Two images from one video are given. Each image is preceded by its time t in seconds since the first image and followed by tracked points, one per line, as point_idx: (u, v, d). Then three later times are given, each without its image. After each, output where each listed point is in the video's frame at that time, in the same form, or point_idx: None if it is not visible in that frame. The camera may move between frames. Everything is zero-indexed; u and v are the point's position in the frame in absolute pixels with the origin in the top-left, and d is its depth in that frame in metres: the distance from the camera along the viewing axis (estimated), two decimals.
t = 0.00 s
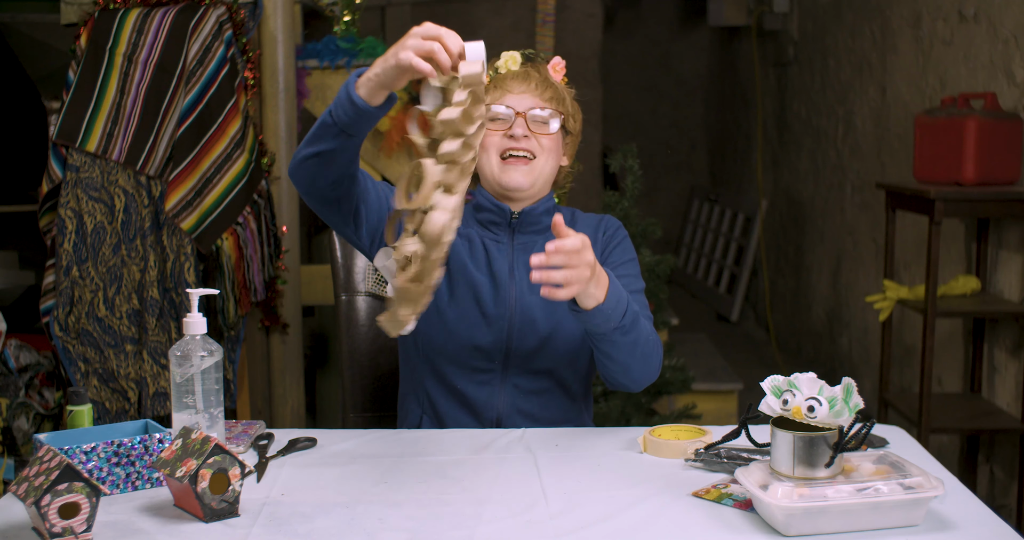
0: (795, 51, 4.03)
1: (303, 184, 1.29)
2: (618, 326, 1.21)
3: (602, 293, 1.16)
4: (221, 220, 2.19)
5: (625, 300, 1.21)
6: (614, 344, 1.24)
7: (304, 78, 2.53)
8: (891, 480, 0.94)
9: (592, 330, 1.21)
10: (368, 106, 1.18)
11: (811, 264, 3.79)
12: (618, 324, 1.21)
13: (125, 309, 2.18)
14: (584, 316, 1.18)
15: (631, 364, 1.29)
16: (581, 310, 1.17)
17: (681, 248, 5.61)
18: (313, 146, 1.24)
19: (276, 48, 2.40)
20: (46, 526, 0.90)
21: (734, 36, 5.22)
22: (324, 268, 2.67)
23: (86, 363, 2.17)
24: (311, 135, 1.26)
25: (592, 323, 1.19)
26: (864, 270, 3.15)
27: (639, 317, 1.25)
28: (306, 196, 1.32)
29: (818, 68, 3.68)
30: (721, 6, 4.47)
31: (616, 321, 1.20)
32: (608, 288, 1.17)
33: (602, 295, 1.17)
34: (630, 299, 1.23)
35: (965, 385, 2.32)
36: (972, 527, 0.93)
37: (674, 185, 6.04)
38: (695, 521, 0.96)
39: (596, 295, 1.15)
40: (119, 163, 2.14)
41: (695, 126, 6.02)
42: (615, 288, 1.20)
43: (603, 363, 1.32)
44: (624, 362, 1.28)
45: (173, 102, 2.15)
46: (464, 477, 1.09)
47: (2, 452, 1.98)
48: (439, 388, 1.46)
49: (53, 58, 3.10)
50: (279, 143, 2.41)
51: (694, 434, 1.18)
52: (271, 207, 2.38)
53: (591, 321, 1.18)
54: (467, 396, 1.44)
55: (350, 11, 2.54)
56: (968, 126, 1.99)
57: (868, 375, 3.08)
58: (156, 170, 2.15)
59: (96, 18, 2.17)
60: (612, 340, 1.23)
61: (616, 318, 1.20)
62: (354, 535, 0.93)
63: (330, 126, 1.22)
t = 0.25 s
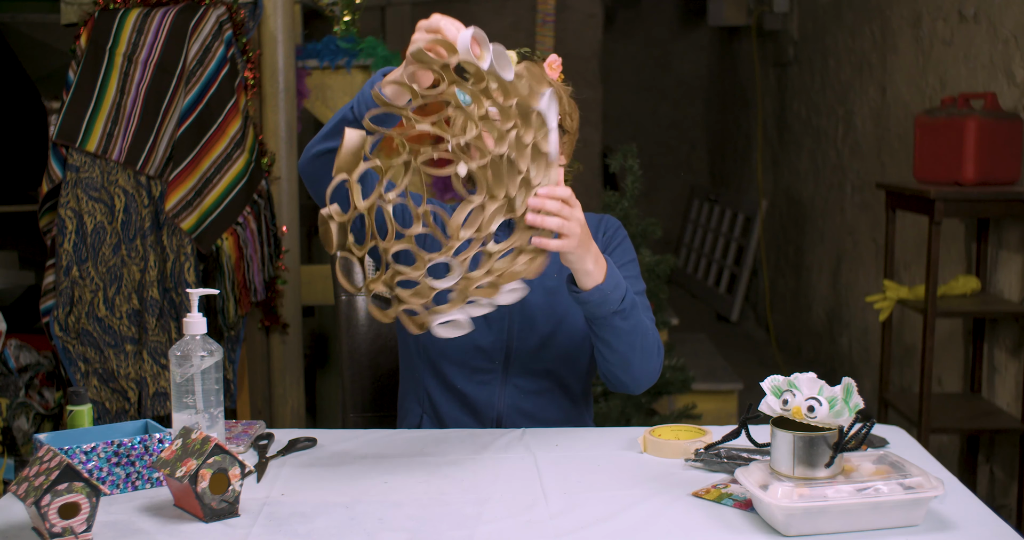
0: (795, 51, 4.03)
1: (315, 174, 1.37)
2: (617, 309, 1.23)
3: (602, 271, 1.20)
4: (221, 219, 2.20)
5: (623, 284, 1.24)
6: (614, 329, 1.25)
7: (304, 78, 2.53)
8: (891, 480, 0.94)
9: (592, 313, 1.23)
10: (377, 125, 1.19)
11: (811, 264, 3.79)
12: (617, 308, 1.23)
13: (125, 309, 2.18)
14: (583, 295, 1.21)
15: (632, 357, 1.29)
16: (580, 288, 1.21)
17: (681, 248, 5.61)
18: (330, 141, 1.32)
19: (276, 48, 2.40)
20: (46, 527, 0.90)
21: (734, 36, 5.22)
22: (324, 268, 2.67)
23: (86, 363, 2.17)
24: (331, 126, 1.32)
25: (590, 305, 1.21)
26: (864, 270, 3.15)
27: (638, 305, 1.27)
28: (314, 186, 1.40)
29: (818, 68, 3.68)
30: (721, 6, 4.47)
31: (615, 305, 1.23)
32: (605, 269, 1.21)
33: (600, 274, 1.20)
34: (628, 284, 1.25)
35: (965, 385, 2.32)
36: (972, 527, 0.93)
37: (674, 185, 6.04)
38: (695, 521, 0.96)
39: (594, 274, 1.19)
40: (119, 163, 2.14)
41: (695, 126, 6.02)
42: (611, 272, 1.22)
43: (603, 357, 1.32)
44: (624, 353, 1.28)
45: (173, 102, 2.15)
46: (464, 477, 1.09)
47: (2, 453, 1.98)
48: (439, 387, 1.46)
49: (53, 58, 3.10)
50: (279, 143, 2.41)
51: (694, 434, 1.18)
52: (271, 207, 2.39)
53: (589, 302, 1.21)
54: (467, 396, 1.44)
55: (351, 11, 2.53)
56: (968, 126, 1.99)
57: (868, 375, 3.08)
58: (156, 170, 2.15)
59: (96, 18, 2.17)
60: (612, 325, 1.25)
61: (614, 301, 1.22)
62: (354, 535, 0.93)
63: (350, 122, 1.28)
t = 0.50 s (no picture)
0: (795, 51, 4.03)
1: (321, 168, 1.37)
2: (625, 312, 1.25)
3: (609, 272, 1.22)
4: (221, 220, 2.20)
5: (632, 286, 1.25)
6: (620, 331, 1.26)
7: (304, 78, 2.54)
8: (891, 480, 0.94)
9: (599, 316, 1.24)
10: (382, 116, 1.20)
11: (811, 263, 3.79)
12: (625, 310, 1.24)
13: (125, 308, 2.18)
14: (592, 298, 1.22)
15: (637, 359, 1.30)
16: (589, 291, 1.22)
17: (681, 248, 5.61)
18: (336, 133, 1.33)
19: (276, 48, 2.40)
20: (46, 526, 0.90)
21: (734, 36, 5.22)
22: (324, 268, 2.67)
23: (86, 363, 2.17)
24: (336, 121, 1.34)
25: (599, 309, 1.22)
26: (864, 270, 3.15)
27: (643, 307, 1.28)
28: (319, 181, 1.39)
29: (818, 68, 3.68)
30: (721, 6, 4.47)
31: (623, 307, 1.24)
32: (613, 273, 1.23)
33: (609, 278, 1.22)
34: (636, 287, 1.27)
35: (965, 385, 2.31)
36: (973, 527, 0.93)
37: (674, 185, 6.04)
38: (695, 521, 0.96)
39: (602, 276, 1.21)
40: (119, 163, 2.14)
41: (695, 126, 6.02)
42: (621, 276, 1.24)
43: (608, 360, 1.32)
44: (628, 355, 1.29)
45: (173, 102, 2.15)
46: (464, 477, 1.09)
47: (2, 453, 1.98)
48: (440, 388, 1.46)
49: (52, 58, 3.10)
50: (279, 143, 2.41)
51: (694, 434, 1.18)
52: (271, 207, 2.39)
53: (599, 305, 1.22)
54: (467, 397, 1.44)
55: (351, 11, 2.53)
56: (968, 126, 1.99)
57: (868, 375, 3.08)
58: (156, 170, 2.15)
59: (96, 18, 2.17)
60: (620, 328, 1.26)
61: (623, 304, 1.23)
62: (354, 535, 0.93)
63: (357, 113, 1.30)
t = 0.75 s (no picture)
0: (795, 51, 4.03)
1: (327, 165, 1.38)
2: (622, 304, 1.25)
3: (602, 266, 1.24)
4: (220, 219, 2.20)
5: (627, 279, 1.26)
6: (619, 325, 1.26)
7: (303, 78, 2.54)
8: (891, 480, 0.94)
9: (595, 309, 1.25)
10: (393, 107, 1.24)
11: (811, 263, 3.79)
12: (621, 302, 1.25)
13: (125, 309, 2.18)
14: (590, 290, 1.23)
15: (636, 355, 1.30)
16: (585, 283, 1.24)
17: (681, 248, 5.61)
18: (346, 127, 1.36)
19: (276, 48, 2.40)
20: (45, 527, 0.90)
21: (734, 36, 5.22)
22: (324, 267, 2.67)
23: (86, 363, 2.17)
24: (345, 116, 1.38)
25: (595, 300, 1.23)
26: (864, 270, 3.15)
27: (638, 300, 1.29)
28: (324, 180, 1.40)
29: (818, 68, 3.68)
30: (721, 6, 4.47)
31: (618, 300, 1.25)
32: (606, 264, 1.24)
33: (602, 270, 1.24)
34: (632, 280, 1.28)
35: (965, 385, 2.31)
36: (973, 527, 0.93)
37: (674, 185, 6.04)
38: (695, 521, 0.96)
39: (596, 267, 1.22)
40: (119, 163, 2.14)
41: (695, 126, 6.02)
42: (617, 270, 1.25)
43: (607, 357, 1.32)
44: (626, 350, 1.29)
45: (173, 102, 2.15)
46: (464, 477, 1.09)
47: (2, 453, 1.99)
48: (440, 387, 1.46)
49: (53, 59, 3.10)
50: (279, 143, 2.41)
51: (694, 434, 1.18)
52: (271, 207, 2.38)
53: (593, 298, 1.23)
54: (468, 397, 1.44)
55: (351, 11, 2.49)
56: (968, 127, 1.99)
57: (868, 375, 3.08)
58: (156, 170, 2.15)
59: (96, 18, 2.17)
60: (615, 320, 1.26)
61: (619, 295, 1.24)
62: (354, 535, 0.93)
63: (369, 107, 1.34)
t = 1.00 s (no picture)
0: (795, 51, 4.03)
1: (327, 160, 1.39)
2: (630, 306, 1.26)
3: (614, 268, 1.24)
4: (220, 219, 2.19)
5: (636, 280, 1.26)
6: (626, 326, 1.26)
7: (303, 78, 2.54)
8: (891, 480, 0.94)
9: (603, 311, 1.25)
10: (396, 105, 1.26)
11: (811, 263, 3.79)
12: (629, 304, 1.25)
13: (125, 308, 2.18)
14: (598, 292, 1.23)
15: (639, 355, 1.30)
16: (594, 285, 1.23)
17: (681, 248, 5.61)
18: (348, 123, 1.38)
19: (276, 48, 2.40)
20: (45, 526, 0.90)
21: (734, 36, 5.22)
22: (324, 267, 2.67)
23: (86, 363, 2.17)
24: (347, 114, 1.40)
25: (604, 301, 1.23)
26: (863, 269, 3.15)
27: (647, 301, 1.29)
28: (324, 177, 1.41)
29: (818, 68, 3.68)
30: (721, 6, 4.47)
31: (627, 302, 1.25)
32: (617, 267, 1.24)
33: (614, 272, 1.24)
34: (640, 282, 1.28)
35: (965, 385, 2.31)
36: (973, 527, 0.93)
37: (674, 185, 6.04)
38: (695, 521, 0.95)
39: (607, 269, 1.22)
40: (119, 163, 2.14)
41: (695, 126, 6.02)
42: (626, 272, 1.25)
43: (610, 357, 1.32)
44: (631, 350, 1.29)
45: (173, 102, 2.15)
46: (464, 477, 1.09)
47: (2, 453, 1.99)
48: (440, 387, 1.46)
49: (53, 59, 3.10)
50: (279, 142, 2.41)
51: (694, 434, 1.18)
52: (271, 207, 2.38)
53: (601, 299, 1.23)
54: (468, 396, 1.44)
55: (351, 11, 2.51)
56: (968, 127, 1.99)
57: (868, 375, 3.08)
58: (156, 170, 2.16)
59: (96, 18, 2.17)
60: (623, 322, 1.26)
61: (627, 298, 1.24)
62: (354, 535, 0.93)
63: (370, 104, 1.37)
